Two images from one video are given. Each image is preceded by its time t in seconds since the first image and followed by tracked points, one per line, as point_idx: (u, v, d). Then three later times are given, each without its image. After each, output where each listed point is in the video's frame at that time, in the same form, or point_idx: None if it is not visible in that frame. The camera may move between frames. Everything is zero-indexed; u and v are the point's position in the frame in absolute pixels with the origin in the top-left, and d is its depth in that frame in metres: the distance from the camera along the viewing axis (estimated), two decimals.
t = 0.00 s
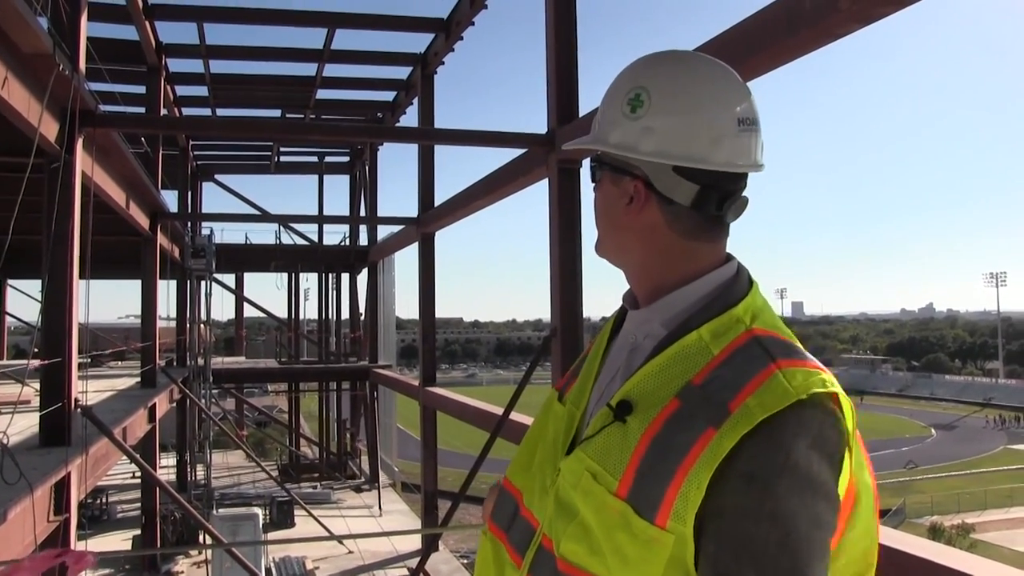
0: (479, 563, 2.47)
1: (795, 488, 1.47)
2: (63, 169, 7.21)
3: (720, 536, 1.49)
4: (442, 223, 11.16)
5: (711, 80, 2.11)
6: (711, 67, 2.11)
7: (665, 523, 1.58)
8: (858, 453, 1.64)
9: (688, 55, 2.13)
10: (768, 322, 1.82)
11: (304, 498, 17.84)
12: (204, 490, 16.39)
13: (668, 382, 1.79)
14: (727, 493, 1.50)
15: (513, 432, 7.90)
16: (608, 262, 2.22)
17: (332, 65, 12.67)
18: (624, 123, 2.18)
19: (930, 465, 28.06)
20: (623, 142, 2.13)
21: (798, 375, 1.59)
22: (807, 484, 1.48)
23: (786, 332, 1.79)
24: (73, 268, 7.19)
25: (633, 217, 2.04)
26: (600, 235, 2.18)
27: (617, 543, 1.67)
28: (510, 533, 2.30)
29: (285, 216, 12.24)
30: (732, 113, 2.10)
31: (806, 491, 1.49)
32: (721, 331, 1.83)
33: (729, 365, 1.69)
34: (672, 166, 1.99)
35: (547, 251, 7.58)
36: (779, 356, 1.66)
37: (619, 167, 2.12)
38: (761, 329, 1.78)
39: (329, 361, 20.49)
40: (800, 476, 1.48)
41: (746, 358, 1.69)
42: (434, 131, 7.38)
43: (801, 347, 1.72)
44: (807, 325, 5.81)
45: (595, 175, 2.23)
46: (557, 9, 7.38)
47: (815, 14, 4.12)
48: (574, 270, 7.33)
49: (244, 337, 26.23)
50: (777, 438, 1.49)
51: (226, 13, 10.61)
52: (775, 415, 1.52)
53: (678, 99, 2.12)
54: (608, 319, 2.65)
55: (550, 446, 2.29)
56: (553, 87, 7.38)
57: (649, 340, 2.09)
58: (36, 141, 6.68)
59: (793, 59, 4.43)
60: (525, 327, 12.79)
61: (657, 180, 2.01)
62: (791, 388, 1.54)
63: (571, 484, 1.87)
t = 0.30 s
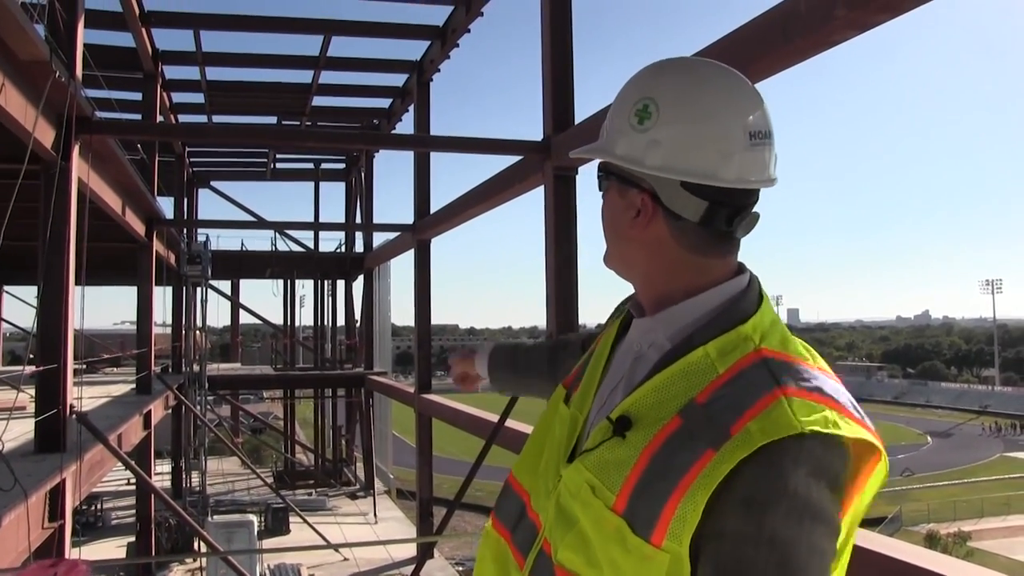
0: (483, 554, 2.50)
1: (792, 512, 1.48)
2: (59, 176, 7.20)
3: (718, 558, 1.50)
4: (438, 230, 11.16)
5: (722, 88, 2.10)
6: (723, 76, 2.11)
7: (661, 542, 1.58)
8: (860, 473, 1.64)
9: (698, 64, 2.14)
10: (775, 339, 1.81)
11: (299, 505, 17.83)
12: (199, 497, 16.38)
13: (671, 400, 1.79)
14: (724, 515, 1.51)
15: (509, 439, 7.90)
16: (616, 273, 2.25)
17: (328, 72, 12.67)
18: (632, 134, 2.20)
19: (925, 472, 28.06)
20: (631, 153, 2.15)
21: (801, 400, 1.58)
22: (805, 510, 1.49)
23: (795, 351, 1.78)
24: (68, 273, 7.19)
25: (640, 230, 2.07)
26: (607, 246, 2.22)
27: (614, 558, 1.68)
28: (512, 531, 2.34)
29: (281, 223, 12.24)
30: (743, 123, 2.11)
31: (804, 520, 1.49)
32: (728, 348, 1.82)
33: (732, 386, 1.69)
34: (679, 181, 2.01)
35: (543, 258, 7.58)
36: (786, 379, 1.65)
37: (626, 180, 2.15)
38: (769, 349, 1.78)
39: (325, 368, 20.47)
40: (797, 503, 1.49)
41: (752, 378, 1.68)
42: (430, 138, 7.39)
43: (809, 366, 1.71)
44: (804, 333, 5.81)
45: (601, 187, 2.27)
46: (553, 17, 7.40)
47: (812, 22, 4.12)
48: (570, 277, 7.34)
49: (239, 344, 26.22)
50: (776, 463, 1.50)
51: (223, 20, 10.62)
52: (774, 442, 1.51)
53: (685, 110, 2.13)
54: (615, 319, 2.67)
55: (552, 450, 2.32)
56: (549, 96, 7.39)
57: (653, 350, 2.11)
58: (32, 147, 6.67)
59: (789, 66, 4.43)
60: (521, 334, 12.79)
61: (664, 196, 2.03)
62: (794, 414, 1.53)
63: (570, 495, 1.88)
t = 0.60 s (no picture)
0: (490, 533, 2.67)
1: (807, 549, 1.67)
2: (55, 183, 7.20)
3: None
4: (435, 238, 11.18)
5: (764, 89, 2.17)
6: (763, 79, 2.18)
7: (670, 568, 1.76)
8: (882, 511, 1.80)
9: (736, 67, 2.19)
10: (792, 367, 1.93)
11: (295, 513, 17.78)
12: (195, 505, 16.33)
13: (689, 426, 1.90)
14: (743, 550, 1.69)
15: (506, 447, 7.90)
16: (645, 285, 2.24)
17: (325, 79, 12.68)
18: (681, 139, 2.19)
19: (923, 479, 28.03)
20: (697, 158, 2.13)
21: (825, 442, 1.73)
22: (818, 547, 1.67)
23: (812, 376, 1.90)
24: (64, 281, 7.18)
25: (714, 245, 2.09)
26: (648, 260, 2.19)
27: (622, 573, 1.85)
28: (525, 522, 2.49)
29: (279, 230, 12.24)
30: (782, 120, 2.18)
31: (818, 555, 1.67)
32: (750, 375, 1.92)
33: (754, 421, 1.82)
34: (763, 190, 2.08)
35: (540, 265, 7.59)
36: (809, 415, 1.78)
37: (687, 193, 2.13)
38: (790, 379, 1.89)
39: (321, 375, 20.41)
40: (812, 544, 1.67)
41: (773, 414, 1.81)
42: (428, 145, 7.39)
43: (828, 397, 1.83)
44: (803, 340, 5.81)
45: (636, 198, 2.23)
46: (549, 25, 7.41)
47: (808, 30, 4.14)
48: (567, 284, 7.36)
49: (236, 351, 26.17)
50: (799, 508, 1.68)
51: (220, 27, 10.63)
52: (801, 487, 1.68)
53: (734, 113, 2.17)
54: (627, 314, 2.76)
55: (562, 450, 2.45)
56: (545, 103, 7.39)
57: (678, 369, 2.22)
58: (28, 153, 6.67)
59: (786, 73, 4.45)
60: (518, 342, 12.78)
61: (746, 209, 2.08)
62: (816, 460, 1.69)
63: (579, 503, 2.02)
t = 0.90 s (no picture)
0: (487, 533, 2.68)
1: (818, 559, 1.70)
2: (55, 194, 7.20)
3: None
4: (434, 245, 11.21)
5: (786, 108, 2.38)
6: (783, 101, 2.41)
7: None
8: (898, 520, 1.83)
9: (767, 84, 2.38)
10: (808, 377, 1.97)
11: (296, 522, 17.79)
12: (195, 514, 16.34)
13: (704, 431, 1.96)
14: (756, 559, 1.74)
15: (506, 453, 7.91)
16: (697, 298, 2.21)
17: (323, 88, 12.70)
18: (738, 147, 2.28)
19: (925, 484, 28.04)
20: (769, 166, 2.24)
21: (842, 452, 1.76)
22: (830, 557, 1.70)
23: (830, 388, 1.94)
24: (65, 292, 7.18)
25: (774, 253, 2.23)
26: (727, 269, 2.17)
27: None
28: (522, 526, 2.53)
29: (278, 238, 12.26)
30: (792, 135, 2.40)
31: (828, 563, 1.70)
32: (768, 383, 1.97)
33: (769, 430, 1.86)
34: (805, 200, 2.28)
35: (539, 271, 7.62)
36: (826, 427, 1.82)
37: (767, 204, 2.20)
38: (806, 390, 1.93)
39: (321, 384, 20.41)
40: (825, 551, 1.70)
41: (791, 423, 1.85)
42: (427, 153, 7.39)
43: (845, 405, 1.88)
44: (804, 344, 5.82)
45: (721, 208, 2.18)
46: (547, 31, 7.43)
47: (805, 34, 4.15)
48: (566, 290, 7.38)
49: (235, 359, 26.20)
50: (814, 518, 1.71)
51: (218, 36, 10.65)
52: (818, 495, 1.72)
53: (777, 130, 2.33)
54: (635, 315, 2.76)
55: (565, 453, 2.47)
56: (544, 109, 7.41)
57: (688, 377, 2.29)
58: (28, 164, 6.69)
59: (785, 79, 4.45)
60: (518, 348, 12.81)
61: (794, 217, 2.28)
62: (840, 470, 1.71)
63: (587, 507, 2.09)
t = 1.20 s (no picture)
0: (486, 550, 2.69)
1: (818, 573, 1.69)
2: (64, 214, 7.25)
3: None
4: (440, 259, 11.24)
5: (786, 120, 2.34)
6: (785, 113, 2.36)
7: None
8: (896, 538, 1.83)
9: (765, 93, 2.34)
10: (806, 393, 1.99)
11: (305, 537, 17.79)
12: (204, 529, 16.35)
13: (703, 447, 1.97)
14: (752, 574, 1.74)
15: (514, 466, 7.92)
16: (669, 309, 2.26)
17: (328, 103, 12.75)
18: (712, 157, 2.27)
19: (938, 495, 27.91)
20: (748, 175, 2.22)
21: (840, 466, 1.76)
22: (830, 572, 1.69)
23: (828, 403, 1.96)
24: (74, 310, 7.21)
25: (755, 265, 2.18)
26: (688, 281, 2.20)
27: None
28: (522, 542, 2.55)
29: (284, 254, 12.29)
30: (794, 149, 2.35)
31: None
32: (764, 398, 1.99)
33: (767, 445, 1.87)
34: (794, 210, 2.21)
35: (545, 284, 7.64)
36: (825, 442, 1.83)
37: (736, 214, 2.19)
38: (806, 405, 1.95)
39: (329, 398, 20.45)
40: (824, 566, 1.69)
41: (789, 439, 1.86)
42: (432, 168, 7.41)
43: (842, 420, 1.89)
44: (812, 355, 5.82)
45: (681, 220, 2.23)
46: (550, 45, 7.47)
47: (808, 43, 4.18)
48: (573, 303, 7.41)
49: (243, 375, 26.22)
50: (810, 533, 1.72)
51: (223, 53, 10.71)
52: (815, 511, 1.72)
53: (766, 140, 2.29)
54: (632, 332, 2.78)
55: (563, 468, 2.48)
56: (548, 123, 7.44)
57: (686, 392, 2.31)
58: (39, 184, 6.77)
59: (785, 88, 4.50)
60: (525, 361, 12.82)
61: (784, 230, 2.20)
62: (838, 485, 1.73)
63: (586, 524, 2.10)
